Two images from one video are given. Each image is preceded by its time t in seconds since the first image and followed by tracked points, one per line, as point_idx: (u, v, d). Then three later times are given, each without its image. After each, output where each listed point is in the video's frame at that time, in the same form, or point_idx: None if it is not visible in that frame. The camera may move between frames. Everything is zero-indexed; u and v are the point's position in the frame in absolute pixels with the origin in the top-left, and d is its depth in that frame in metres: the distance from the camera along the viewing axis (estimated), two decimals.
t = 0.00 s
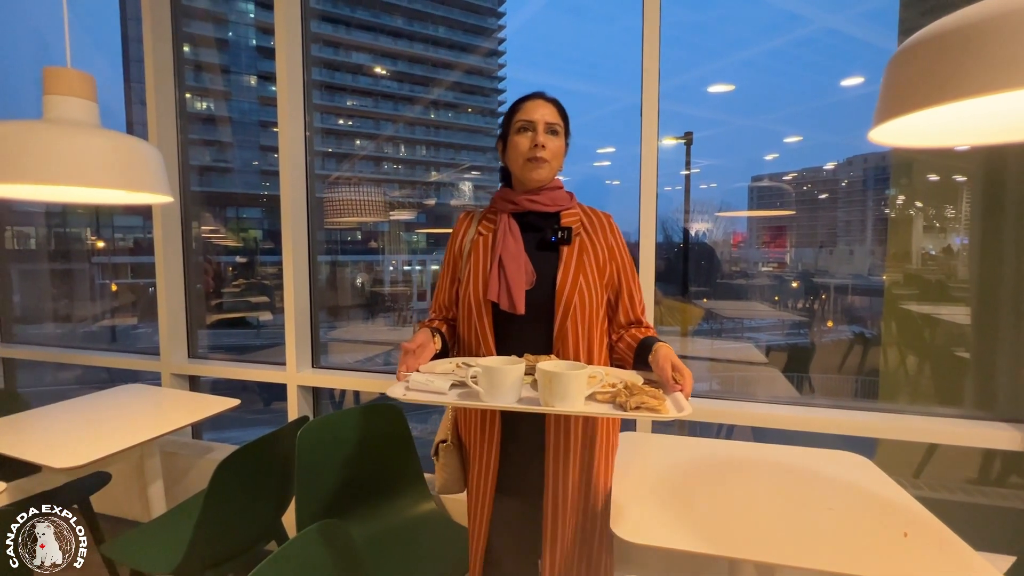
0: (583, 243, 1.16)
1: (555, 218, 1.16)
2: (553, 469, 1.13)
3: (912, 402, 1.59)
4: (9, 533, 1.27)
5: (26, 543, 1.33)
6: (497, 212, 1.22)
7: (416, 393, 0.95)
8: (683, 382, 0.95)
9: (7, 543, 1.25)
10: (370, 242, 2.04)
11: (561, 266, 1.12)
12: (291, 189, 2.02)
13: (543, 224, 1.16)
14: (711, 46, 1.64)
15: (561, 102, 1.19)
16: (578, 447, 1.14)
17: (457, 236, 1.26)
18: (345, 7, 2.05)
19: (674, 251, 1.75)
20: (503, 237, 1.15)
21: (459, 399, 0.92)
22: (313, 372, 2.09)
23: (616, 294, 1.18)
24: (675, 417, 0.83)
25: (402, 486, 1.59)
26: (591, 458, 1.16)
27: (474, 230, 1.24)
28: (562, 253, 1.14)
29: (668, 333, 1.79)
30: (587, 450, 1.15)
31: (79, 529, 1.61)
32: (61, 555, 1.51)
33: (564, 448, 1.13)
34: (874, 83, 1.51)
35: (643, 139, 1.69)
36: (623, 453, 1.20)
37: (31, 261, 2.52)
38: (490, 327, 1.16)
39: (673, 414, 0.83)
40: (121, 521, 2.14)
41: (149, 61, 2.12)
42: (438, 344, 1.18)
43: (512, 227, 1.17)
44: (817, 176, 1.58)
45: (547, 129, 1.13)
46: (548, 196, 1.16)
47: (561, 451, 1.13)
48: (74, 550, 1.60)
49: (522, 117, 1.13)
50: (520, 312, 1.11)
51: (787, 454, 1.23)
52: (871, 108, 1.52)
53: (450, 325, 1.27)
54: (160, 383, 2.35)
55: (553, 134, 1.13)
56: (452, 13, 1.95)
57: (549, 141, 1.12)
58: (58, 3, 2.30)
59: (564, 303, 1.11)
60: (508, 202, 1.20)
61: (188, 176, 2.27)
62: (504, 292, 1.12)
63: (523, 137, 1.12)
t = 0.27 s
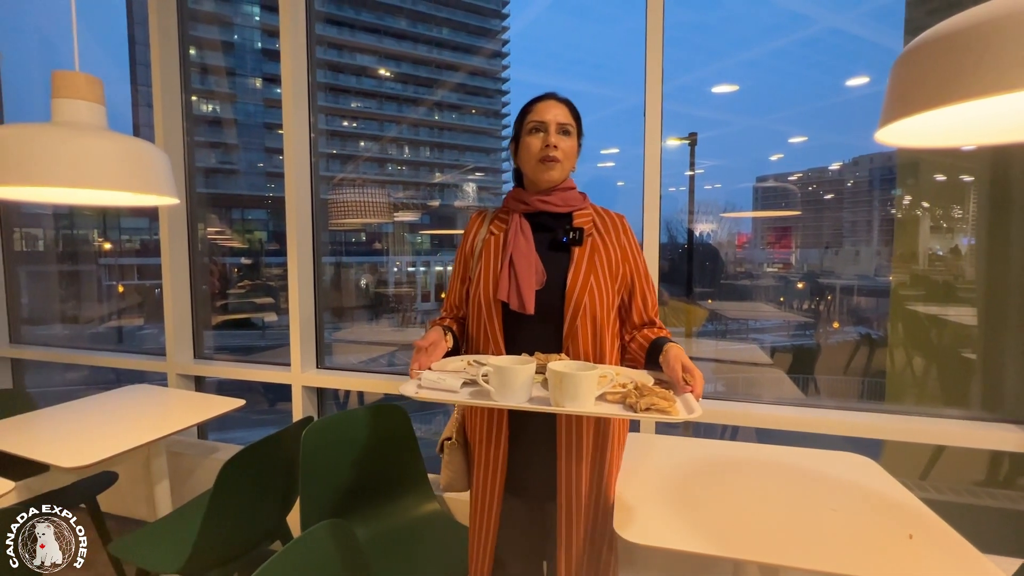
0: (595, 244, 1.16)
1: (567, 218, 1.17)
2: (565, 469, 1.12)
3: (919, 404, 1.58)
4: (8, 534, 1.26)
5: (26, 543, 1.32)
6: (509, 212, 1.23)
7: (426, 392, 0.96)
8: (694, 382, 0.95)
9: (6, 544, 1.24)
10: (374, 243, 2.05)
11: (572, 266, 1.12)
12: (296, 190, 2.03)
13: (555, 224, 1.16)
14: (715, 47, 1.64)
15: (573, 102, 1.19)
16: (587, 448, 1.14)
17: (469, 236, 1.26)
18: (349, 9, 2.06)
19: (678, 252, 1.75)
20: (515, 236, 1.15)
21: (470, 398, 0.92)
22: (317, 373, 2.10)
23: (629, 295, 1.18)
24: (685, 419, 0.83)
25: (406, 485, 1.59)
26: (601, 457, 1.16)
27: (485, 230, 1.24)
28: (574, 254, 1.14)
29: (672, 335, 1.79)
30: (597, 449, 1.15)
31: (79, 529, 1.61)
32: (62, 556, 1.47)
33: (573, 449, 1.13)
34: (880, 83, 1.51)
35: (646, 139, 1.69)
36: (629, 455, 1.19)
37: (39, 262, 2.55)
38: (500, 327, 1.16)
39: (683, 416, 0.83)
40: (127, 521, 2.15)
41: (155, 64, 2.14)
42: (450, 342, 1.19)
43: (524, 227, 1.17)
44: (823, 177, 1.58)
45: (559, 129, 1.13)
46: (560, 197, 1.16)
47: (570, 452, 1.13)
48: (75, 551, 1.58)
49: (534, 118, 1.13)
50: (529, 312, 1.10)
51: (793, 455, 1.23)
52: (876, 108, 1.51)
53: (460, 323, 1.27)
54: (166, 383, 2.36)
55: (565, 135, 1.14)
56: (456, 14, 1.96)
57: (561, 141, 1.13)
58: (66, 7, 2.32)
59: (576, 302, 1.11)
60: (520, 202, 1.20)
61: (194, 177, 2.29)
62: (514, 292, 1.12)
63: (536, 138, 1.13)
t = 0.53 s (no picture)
0: (603, 244, 1.16)
1: (575, 218, 1.17)
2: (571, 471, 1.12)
3: (925, 406, 1.57)
4: (6, 535, 1.30)
5: (25, 543, 1.35)
6: (517, 213, 1.23)
7: (429, 387, 0.97)
8: (699, 382, 0.95)
9: (4, 544, 1.28)
10: (378, 244, 2.06)
11: (580, 266, 1.12)
12: (301, 192, 2.04)
13: (563, 224, 1.16)
14: (719, 47, 1.63)
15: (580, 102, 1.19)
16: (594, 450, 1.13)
17: (477, 236, 1.27)
18: (353, 11, 2.06)
19: (682, 253, 1.75)
20: (522, 237, 1.15)
21: (473, 393, 0.93)
22: (322, 374, 2.10)
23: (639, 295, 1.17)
24: (687, 417, 0.83)
25: (412, 486, 1.60)
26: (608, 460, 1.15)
27: (493, 230, 1.24)
28: (582, 254, 1.14)
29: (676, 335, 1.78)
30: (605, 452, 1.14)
31: (79, 529, 1.59)
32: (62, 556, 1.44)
33: (578, 450, 1.12)
34: (885, 82, 1.50)
35: (649, 140, 1.69)
36: (634, 458, 1.19)
37: (46, 264, 2.57)
38: (506, 327, 1.16)
39: (685, 415, 0.83)
40: (133, 520, 2.16)
41: (161, 67, 2.15)
42: (456, 339, 1.20)
43: (531, 227, 1.17)
44: (828, 177, 1.57)
45: (566, 130, 1.13)
46: (569, 197, 1.16)
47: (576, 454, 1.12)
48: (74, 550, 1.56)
49: (541, 118, 1.13)
50: (535, 312, 1.10)
51: (798, 457, 1.22)
52: (881, 108, 1.50)
53: (467, 322, 1.28)
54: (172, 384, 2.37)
55: (573, 135, 1.14)
56: (460, 16, 1.97)
57: (569, 141, 1.12)
58: (73, 11, 2.34)
59: (582, 302, 1.10)
60: (528, 203, 1.20)
61: (199, 179, 2.30)
62: (520, 292, 1.12)
63: (543, 139, 1.13)
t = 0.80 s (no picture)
0: (610, 245, 1.15)
1: (582, 220, 1.17)
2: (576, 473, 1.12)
3: (931, 407, 1.56)
4: (7, 535, 1.37)
5: (29, 543, 1.39)
6: (524, 214, 1.23)
7: (432, 385, 0.97)
8: (703, 384, 0.95)
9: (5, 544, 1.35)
10: (382, 246, 2.06)
11: (586, 268, 1.12)
12: (305, 193, 2.04)
13: (569, 226, 1.16)
14: (723, 47, 1.63)
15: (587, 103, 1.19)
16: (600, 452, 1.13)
17: (484, 238, 1.27)
18: (357, 13, 2.07)
19: (686, 254, 1.74)
20: (528, 239, 1.16)
21: (475, 392, 0.93)
22: (326, 375, 2.11)
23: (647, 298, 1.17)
24: (687, 418, 0.82)
25: (416, 487, 1.60)
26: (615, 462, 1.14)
27: (500, 232, 1.25)
28: (588, 256, 1.13)
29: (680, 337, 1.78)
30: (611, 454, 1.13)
31: (79, 530, 1.57)
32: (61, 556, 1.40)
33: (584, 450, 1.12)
34: (890, 82, 1.49)
35: (653, 140, 1.69)
36: (639, 462, 1.18)
37: (53, 265, 2.59)
38: (511, 329, 1.16)
39: (686, 415, 0.82)
40: (139, 520, 2.17)
41: (166, 69, 2.17)
42: (461, 339, 1.20)
43: (537, 228, 1.17)
44: (833, 177, 1.56)
45: (572, 130, 1.13)
46: (575, 199, 1.16)
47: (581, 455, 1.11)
48: (74, 551, 1.53)
49: (546, 119, 1.14)
50: (540, 315, 1.09)
51: (803, 458, 1.22)
52: (886, 108, 1.50)
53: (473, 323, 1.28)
54: (177, 385, 2.39)
55: (579, 136, 1.13)
56: (463, 18, 1.97)
57: (574, 142, 1.12)
58: (80, 15, 2.36)
59: (589, 304, 1.10)
60: (535, 204, 1.21)
61: (204, 181, 2.31)
62: (526, 293, 1.12)
63: (548, 140, 1.13)
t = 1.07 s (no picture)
0: (614, 249, 1.13)
1: (587, 223, 1.16)
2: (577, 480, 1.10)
3: (938, 408, 1.55)
4: (7, 535, 1.38)
5: (31, 543, 1.40)
6: (531, 215, 1.23)
7: (425, 383, 0.99)
8: (694, 391, 0.94)
9: (5, 544, 1.35)
10: (386, 247, 2.07)
11: (586, 271, 1.10)
12: (309, 195, 2.05)
13: (574, 229, 1.16)
14: (727, 48, 1.63)
15: (590, 104, 1.15)
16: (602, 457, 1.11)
17: (492, 239, 1.28)
18: (361, 15, 2.08)
19: (691, 254, 1.74)
20: (531, 240, 1.16)
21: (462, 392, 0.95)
22: (330, 375, 2.11)
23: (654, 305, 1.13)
24: (665, 422, 0.83)
25: (419, 489, 1.59)
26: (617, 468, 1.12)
27: (506, 233, 1.25)
28: (589, 259, 1.11)
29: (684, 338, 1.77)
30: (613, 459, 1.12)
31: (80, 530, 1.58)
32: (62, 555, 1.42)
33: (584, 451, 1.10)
34: (895, 82, 1.48)
35: (656, 141, 1.68)
36: (642, 466, 1.18)
37: (61, 267, 2.61)
38: (513, 330, 1.16)
39: (663, 420, 0.83)
40: (145, 520, 2.19)
41: (172, 72, 2.18)
42: (463, 340, 1.20)
43: (541, 231, 1.17)
44: (838, 177, 1.55)
45: (571, 136, 1.11)
46: (580, 202, 1.14)
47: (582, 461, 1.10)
48: (73, 551, 1.55)
49: (545, 127, 1.12)
50: (539, 316, 1.10)
51: (807, 460, 1.21)
52: (892, 108, 1.49)
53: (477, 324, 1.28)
54: (183, 386, 2.40)
55: (578, 141, 1.11)
56: (467, 19, 1.98)
57: (573, 149, 1.11)
58: (88, 19, 2.38)
59: (589, 306, 1.08)
60: (541, 206, 1.20)
61: (209, 183, 2.33)
62: (526, 295, 1.12)
63: (548, 149, 1.13)
